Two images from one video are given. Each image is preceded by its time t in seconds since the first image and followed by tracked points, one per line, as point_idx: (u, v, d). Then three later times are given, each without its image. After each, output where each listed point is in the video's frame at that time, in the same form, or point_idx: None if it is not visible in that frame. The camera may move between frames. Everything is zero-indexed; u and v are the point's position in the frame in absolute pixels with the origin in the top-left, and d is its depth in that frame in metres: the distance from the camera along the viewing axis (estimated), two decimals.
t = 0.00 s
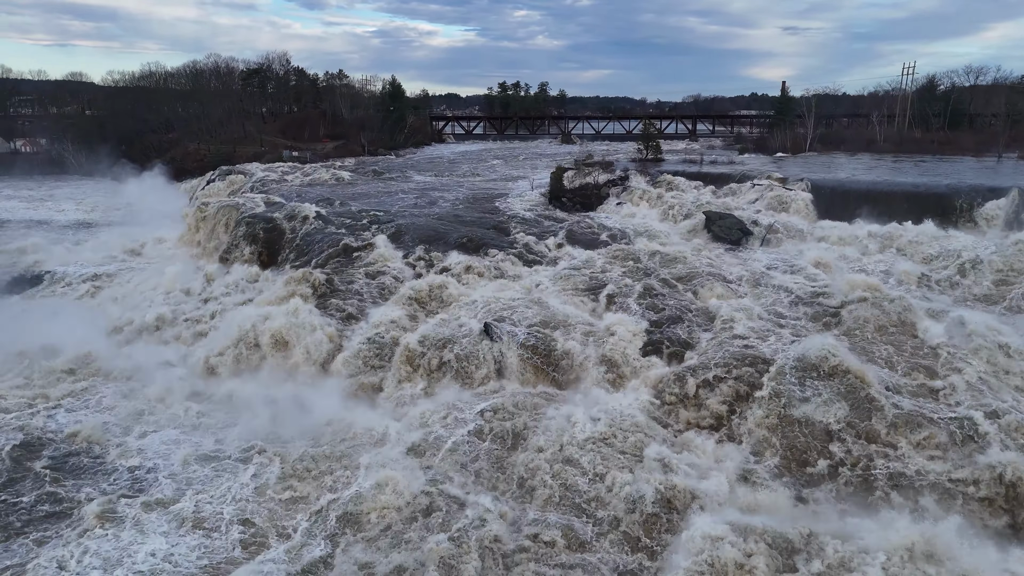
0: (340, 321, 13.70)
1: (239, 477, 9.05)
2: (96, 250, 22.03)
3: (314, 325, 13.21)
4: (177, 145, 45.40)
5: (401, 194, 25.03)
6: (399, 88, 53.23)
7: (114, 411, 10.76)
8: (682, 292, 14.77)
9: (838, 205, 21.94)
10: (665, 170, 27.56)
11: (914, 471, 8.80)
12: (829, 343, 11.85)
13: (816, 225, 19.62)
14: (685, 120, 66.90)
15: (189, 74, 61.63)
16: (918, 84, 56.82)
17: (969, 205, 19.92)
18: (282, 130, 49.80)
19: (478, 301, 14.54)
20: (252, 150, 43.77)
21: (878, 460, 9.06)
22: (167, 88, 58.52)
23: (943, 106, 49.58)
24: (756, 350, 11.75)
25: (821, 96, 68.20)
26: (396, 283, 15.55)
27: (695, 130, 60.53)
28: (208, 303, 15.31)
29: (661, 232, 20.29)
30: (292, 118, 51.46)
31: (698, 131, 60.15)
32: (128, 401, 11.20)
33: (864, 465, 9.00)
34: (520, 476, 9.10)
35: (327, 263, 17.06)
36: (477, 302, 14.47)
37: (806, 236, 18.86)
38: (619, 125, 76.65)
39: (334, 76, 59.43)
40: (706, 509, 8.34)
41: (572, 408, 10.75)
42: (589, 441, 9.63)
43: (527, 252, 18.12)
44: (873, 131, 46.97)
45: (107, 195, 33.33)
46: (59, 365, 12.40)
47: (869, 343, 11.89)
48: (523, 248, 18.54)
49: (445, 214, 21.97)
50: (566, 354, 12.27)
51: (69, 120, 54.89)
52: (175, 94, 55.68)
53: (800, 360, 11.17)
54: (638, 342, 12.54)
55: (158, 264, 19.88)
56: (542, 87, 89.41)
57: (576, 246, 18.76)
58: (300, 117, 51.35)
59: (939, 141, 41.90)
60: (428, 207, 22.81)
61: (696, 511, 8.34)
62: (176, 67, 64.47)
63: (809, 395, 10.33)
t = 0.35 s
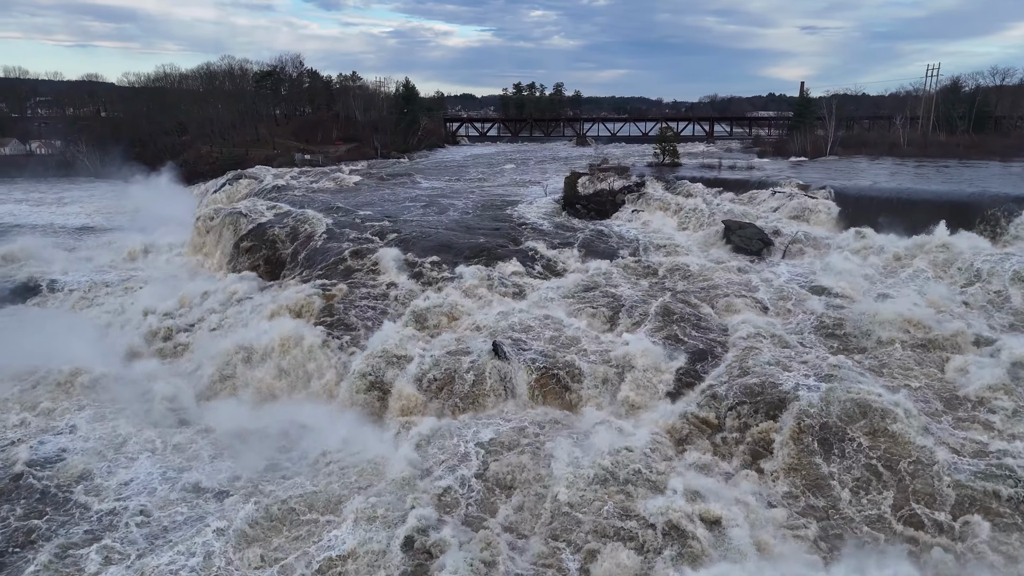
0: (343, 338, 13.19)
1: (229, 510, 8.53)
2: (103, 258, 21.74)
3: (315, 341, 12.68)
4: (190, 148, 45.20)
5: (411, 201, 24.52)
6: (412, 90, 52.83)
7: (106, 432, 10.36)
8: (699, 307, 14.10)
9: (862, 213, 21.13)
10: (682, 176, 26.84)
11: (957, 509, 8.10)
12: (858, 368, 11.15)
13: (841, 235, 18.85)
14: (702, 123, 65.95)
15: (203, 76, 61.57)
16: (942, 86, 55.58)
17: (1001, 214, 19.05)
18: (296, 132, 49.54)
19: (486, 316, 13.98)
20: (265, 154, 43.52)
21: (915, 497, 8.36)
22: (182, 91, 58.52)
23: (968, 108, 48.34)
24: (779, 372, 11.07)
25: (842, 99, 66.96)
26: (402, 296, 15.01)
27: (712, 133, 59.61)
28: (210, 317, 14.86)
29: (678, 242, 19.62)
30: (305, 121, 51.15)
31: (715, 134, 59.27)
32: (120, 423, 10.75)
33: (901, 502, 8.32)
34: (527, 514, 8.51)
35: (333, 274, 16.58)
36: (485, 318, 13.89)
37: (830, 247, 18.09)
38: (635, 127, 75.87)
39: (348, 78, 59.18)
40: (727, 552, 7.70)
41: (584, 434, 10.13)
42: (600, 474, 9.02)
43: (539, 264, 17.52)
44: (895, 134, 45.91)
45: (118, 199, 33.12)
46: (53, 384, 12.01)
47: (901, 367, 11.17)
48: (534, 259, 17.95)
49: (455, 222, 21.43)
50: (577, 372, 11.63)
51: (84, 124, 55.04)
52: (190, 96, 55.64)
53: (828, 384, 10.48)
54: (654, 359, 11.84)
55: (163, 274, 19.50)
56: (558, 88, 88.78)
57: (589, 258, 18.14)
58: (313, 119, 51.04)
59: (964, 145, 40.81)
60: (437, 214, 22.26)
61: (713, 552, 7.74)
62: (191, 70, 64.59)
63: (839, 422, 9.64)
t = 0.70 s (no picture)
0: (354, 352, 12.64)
1: (228, 552, 8.10)
2: (119, 264, 21.50)
3: (327, 356, 12.22)
4: (214, 150, 45.22)
5: (431, 206, 24.00)
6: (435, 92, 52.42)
7: (109, 459, 10.00)
8: (728, 325, 13.38)
9: (900, 224, 20.23)
10: (710, 182, 26.05)
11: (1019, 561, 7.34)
12: (903, 395, 10.39)
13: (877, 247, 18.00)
14: (730, 125, 64.70)
15: (228, 78, 61.73)
16: (979, 87, 53.89)
17: None
18: (318, 134, 49.38)
19: (505, 331, 13.39)
20: (287, 156, 43.38)
21: (974, 541, 7.69)
22: (207, 92, 58.69)
23: (1007, 110, 46.73)
24: (816, 397, 10.33)
25: (874, 100, 65.34)
26: (418, 307, 14.49)
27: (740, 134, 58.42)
28: (223, 327, 14.49)
29: (705, 252, 18.88)
30: (328, 123, 50.98)
31: (743, 136, 58.10)
32: (125, 446, 10.41)
33: (955, 544, 7.68)
34: (545, 559, 7.99)
35: (348, 284, 16.10)
36: (503, 333, 13.30)
37: (867, 259, 17.24)
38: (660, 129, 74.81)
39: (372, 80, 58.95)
40: None
41: (605, 467, 9.53)
42: (622, 516, 8.43)
43: (560, 275, 16.89)
44: (930, 137, 44.50)
45: (140, 202, 33.05)
46: (58, 402, 11.69)
47: (949, 388, 10.39)
48: (556, 269, 17.33)
49: (475, 229, 20.88)
50: (599, 393, 10.96)
51: (111, 125, 55.43)
52: (214, 97, 55.76)
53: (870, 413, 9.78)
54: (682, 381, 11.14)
55: (179, 281, 19.24)
56: (582, 88, 87.92)
57: (612, 269, 17.48)
58: (336, 121, 50.87)
59: (1003, 149, 39.38)
60: (457, 220, 21.72)
61: None
62: (217, 72, 64.86)
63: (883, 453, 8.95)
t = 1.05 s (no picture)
0: (366, 372, 12.15)
1: None
2: (137, 270, 21.32)
3: (340, 379, 11.84)
4: (237, 153, 45.23)
5: (451, 213, 23.50)
6: (459, 94, 52.01)
7: (111, 490, 9.68)
8: (758, 347, 12.70)
9: (938, 235, 19.32)
10: (738, 189, 25.25)
11: None
12: (949, 433, 9.66)
13: (916, 261, 17.16)
14: (758, 126, 63.47)
15: (253, 79, 61.90)
16: (1019, 89, 52.18)
17: None
18: (341, 137, 49.22)
19: (523, 350, 12.84)
20: (309, 159, 43.23)
21: None
22: (232, 92, 58.87)
23: None
24: (854, 434, 9.65)
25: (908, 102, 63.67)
26: (434, 322, 14.00)
27: (769, 137, 57.21)
28: (235, 343, 14.16)
29: (734, 264, 18.14)
30: (351, 125, 50.81)
31: (772, 138, 56.92)
32: (133, 475, 10.13)
33: None
34: None
35: (364, 298, 15.65)
36: (522, 352, 12.75)
37: (905, 274, 16.43)
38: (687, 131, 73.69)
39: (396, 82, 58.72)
40: None
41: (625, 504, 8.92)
42: (641, 564, 7.82)
43: (582, 289, 16.28)
44: (967, 142, 43.09)
45: (163, 205, 33.00)
46: (64, 423, 11.40)
47: (998, 429, 9.65)
48: (578, 282, 16.72)
49: (495, 238, 20.31)
50: (622, 423, 10.36)
51: (138, 126, 55.83)
52: (239, 99, 55.88)
53: (912, 450, 9.12)
54: (709, 414, 10.53)
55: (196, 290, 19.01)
56: (607, 88, 87.15)
57: (636, 282, 16.83)
58: (359, 124, 50.68)
59: None
60: (477, 229, 21.20)
61: None
62: (243, 74, 65.13)
63: (927, 499, 8.35)
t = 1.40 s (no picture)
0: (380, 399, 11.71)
1: None
2: (154, 278, 21.08)
3: (350, 396, 11.32)
4: (258, 157, 45.10)
5: (470, 221, 23.03)
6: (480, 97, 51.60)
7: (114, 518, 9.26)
8: (790, 366, 12.03)
9: (978, 247, 18.42)
10: (765, 198, 24.45)
11: None
12: (1002, 458, 8.94)
13: (955, 276, 16.37)
14: (784, 130, 62.32)
15: (274, 83, 62.00)
16: None
17: None
18: (362, 140, 49.03)
19: (542, 370, 12.30)
20: (329, 163, 43.03)
21: None
22: (254, 95, 58.94)
23: None
24: (897, 460, 8.97)
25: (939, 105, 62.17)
26: (449, 341, 13.52)
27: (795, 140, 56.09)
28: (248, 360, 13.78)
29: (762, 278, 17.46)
30: (372, 128, 50.61)
31: (798, 142, 55.82)
32: (136, 498, 9.69)
33: None
34: None
35: (378, 313, 15.22)
36: (540, 372, 12.21)
37: (944, 290, 15.60)
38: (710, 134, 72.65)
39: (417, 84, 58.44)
40: None
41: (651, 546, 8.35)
42: None
43: (603, 304, 15.71)
44: (1002, 146, 41.82)
45: (183, 208, 32.89)
46: (72, 444, 11.05)
47: None
48: (599, 296, 16.14)
49: (514, 248, 19.80)
50: (646, 444, 9.76)
51: (161, 129, 56.04)
52: (261, 101, 55.91)
53: (962, 482, 8.43)
54: (740, 440, 9.90)
55: (210, 301, 18.67)
56: (630, 90, 86.27)
57: (659, 296, 16.21)
58: (379, 127, 50.48)
59: None
60: (495, 239, 20.71)
61: None
62: (265, 77, 65.27)
63: (987, 536, 7.57)
